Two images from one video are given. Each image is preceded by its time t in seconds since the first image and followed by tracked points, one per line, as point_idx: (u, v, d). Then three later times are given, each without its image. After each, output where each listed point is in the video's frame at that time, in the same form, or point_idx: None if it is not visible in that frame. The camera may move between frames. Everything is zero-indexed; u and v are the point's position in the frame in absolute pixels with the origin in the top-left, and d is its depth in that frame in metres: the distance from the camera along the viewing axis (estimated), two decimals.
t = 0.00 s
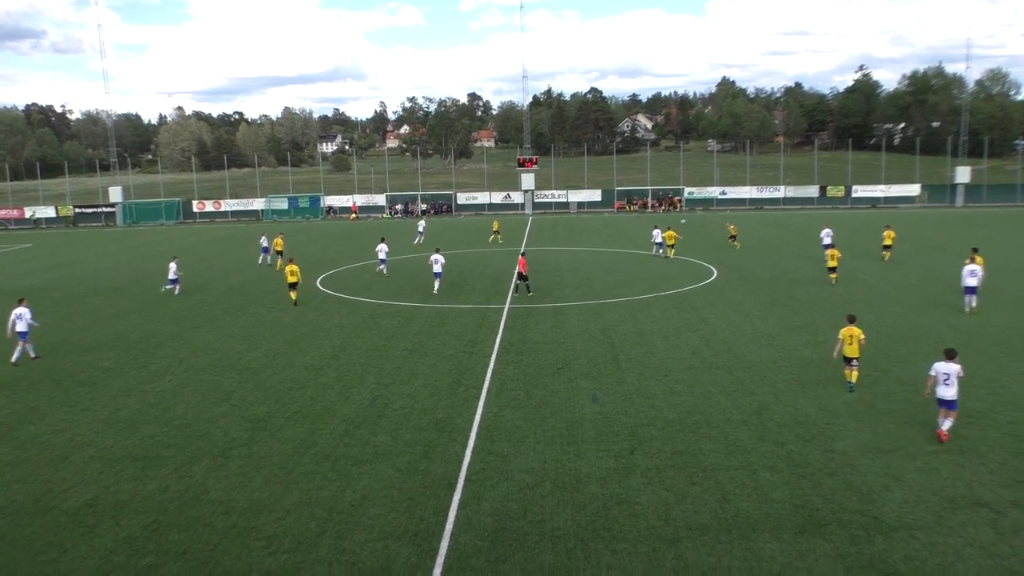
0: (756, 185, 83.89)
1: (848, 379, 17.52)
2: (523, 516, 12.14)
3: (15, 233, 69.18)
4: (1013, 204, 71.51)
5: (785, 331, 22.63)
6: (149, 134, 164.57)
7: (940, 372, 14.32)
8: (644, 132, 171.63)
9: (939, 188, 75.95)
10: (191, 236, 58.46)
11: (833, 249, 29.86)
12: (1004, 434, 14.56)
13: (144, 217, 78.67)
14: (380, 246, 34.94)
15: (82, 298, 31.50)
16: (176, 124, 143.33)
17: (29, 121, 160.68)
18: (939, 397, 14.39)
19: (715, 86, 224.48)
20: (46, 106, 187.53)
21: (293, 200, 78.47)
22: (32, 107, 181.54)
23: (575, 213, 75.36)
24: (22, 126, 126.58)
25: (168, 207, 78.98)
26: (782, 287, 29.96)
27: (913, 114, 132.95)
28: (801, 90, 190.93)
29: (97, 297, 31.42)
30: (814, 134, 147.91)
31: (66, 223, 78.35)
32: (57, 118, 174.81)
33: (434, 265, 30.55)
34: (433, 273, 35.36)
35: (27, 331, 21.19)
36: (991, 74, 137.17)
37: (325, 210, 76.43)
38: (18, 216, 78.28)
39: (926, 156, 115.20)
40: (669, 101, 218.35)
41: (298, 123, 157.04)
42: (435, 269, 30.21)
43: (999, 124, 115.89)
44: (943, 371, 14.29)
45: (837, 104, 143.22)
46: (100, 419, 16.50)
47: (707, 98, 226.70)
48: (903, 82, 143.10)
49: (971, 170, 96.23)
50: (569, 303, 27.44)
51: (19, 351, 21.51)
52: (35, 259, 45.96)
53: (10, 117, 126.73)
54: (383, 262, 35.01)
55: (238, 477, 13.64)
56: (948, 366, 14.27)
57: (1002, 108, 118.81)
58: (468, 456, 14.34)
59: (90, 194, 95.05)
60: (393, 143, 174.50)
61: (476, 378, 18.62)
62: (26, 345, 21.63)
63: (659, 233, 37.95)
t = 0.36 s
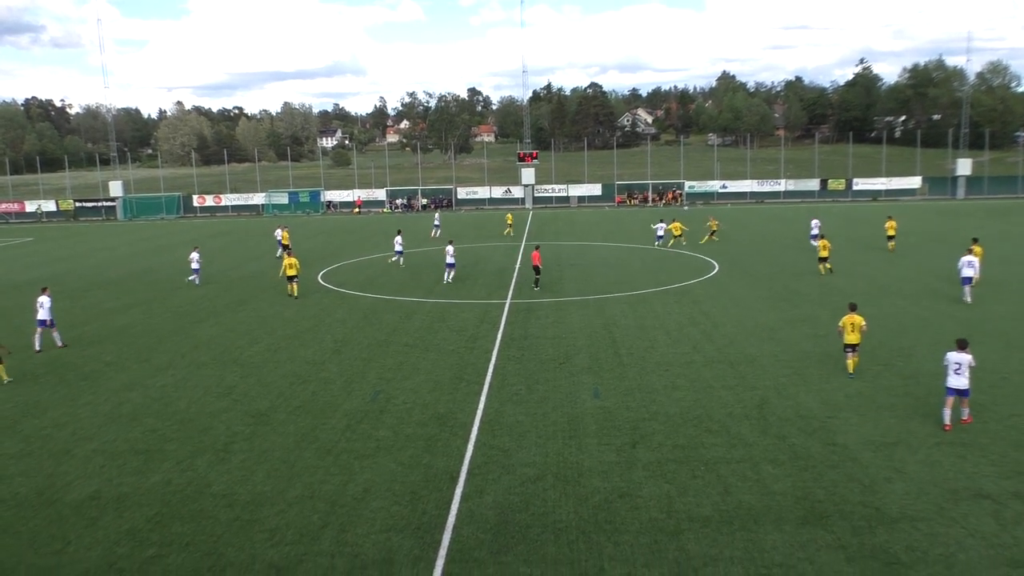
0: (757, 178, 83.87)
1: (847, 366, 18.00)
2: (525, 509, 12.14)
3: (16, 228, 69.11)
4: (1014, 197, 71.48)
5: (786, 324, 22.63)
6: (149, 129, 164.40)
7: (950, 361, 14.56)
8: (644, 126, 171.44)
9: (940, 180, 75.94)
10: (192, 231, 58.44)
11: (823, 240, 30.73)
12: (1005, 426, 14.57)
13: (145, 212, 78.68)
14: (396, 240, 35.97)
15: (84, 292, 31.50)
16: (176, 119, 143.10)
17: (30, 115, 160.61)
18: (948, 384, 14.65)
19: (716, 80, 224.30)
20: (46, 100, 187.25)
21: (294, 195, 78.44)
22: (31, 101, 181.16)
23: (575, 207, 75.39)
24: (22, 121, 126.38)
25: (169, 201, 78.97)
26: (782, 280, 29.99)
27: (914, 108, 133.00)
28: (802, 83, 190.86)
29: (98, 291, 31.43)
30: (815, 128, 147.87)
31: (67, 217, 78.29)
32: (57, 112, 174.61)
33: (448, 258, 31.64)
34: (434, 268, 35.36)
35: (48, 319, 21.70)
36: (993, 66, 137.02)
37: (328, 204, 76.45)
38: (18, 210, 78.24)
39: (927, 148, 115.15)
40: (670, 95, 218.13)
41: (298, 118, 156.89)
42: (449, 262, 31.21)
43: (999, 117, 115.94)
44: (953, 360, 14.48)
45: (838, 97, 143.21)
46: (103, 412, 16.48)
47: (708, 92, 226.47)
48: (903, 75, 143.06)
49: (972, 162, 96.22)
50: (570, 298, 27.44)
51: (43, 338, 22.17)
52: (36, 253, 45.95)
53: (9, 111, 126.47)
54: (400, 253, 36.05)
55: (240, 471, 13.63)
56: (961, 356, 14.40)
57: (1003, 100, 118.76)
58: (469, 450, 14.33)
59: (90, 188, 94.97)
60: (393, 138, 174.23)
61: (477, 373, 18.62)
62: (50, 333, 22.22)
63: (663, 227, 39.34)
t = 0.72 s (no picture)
0: (758, 176, 83.89)
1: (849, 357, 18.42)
2: (527, 507, 12.14)
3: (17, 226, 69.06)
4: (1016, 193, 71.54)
5: (787, 322, 22.62)
6: (150, 128, 164.43)
7: (962, 353, 14.78)
8: (645, 124, 171.45)
9: (941, 177, 75.94)
10: (192, 229, 58.41)
11: (813, 232, 31.25)
12: (1008, 422, 14.59)
13: (147, 210, 78.70)
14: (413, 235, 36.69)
15: (86, 290, 31.49)
16: (177, 117, 143.12)
17: (31, 113, 160.61)
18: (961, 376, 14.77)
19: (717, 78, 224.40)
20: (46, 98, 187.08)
21: (295, 194, 78.47)
22: (32, 99, 181.12)
23: (576, 205, 75.42)
24: (23, 119, 126.37)
25: (170, 200, 78.96)
26: (784, 277, 30.00)
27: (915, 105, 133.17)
28: (803, 80, 191.03)
29: (100, 289, 31.42)
30: (816, 125, 147.98)
31: (68, 216, 78.24)
32: (58, 110, 174.58)
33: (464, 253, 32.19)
34: (435, 266, 35.37)
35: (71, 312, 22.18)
36: (994, 63, 137.12)
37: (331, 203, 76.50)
38: (20, 208, 78.24)
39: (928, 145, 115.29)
40: (671, 93, 218.18)
41: (298, 117, 156.85)
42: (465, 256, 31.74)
43: (1001, 114, 116.06)
44: (966, 352, 14.67)
45: (838, 94, 143.27)
46: (103, 410, 16.48)
47: (709, 89, 226.40)
48: (904, 72, 143.07)
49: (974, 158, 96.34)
50: (571, 296, 27.44)
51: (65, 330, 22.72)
52: (37, 251, 45.95)
53: (10, 110, 126.49)
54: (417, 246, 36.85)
55: (241, 469, 13.62)
56: (972, 347, 14.64)
57: (1004, 97, 118.87)
58: (471, 448, 14.34)
59: (92, 186, 94.98)
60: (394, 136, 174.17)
61: (478, 371, 18.62)
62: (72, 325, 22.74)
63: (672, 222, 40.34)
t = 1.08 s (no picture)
0: (759, 176, 83.88)
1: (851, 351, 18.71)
2: (528, 507, 12.14)
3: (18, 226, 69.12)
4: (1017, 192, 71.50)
5: (788, 321, 22.61)
6: (152, 129, 164.68)
7: (969, 350, 15.02)
8: (646, 124, 171.88)
9: (942, 176, 75.89)
10: (193, 229, 58.46)
11: (803, 232, 31.72)
12: (1010, 421, 14.59)
13: (148, 210, 78.83)
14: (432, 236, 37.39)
15: (88, 290, 31.52)
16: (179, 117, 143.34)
17: (32, 114, 160.93)
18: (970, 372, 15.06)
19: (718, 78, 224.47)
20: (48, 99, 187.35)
21: (296, 194, 78.57)
22: (34, 100, 181.44)
23: (577, 205, 75.47)
24: (24, 120, 126.56)
25: (171, 200, 79.06)
26: (785, 277, 29.98)
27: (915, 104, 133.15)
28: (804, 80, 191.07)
29: (102, 289, 31.46)
30: (817, 125, 148.02)
31: (69, 216, 78.32)
32: (60, 111, 174.93)
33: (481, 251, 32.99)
34: (436, 266, 35.40)
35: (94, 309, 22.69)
36: (995, 62, 137.09)
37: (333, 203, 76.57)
38: (21, 208, 78.34)
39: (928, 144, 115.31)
40: (672, 93, 218.62)
41: (299, 118, 157.01)
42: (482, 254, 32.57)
43: (1001, 113, 116.07)
44: (973, 349, 14.90)
45: (839, 93, 143.28)
46: (105, 410, 16.49)
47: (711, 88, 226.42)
48: (905, 71, 143.03)
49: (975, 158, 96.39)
50: (572, 296, 27.43)
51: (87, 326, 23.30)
52: (39, 251, 46.02)
53: (12, 110, 126.73)
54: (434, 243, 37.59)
55: (243, 469, 13.62)
56: (979, 344, 14.85)
57: (1006, 97, 118.84)
58: (472, 448, 14.34)
59: (93, 187, 95.13)
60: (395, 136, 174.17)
61: (480, 371, 18.63)
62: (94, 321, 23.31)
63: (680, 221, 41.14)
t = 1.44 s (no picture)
0: (761, 176, 83.83)
1: (845, 350, 18.98)
2: (530, 507, 12.14)
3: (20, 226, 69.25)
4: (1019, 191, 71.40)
5: (790, 321, 22.59)
6: (154, 129, 164.87)
7: (974, 346, 15.12)
8: (648, 124, 171.85)
9: (944, 176, 75.82)
10: (195, 229, 58.50)
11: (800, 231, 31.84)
12: (1013, 420, 14.59)
13: (150, 210, 78.94)
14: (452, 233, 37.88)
15: (90, 290, 31.55)
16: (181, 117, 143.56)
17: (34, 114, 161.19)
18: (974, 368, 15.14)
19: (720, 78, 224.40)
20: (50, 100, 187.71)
21: (298, 195, 78.63)
22: (36, 100, 181.88)
23: (579, 204, 75.47)
24: (27, 120, 126.73)
25: (173, 200, 79.11)
26: (787, 277, 29.94)
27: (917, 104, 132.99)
28: (806, 80, 190.93)
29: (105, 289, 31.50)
30: (819, 124, 147.95)
31: (72, 216, 78.40)
32: (62, 112, 175.31)
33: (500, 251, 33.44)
34: (439, 266, 35.39)
35: (117, 306, 23.27)
36: (997, 62, 136.96)
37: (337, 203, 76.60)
38: (24, 208, 78.42)
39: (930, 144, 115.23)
40: (674, 93, 218.56)
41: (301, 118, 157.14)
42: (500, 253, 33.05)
43: (1004, 113, 115.94)
44: (979, 345, 15.03)
45: (842, 93, 143.24)
46: (108, 411, 16.50)
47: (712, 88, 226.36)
48: (907, 70, 142.90)
49: (977, 158, 96.31)
50: (575, 296, 27.42)
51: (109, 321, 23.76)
52: (42, 251, 46.09)
53: (14, 111, 126.96)
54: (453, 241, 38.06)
55: (245, 469, 13.63)
56: (984, 340, 14.96)
57: (1008, 97, 118.70)
58: (474, 448, 14.33)
59: (95, 187, 95.21)
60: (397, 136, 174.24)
61: (481, 371, 18.62)
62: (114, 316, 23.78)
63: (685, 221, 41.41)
